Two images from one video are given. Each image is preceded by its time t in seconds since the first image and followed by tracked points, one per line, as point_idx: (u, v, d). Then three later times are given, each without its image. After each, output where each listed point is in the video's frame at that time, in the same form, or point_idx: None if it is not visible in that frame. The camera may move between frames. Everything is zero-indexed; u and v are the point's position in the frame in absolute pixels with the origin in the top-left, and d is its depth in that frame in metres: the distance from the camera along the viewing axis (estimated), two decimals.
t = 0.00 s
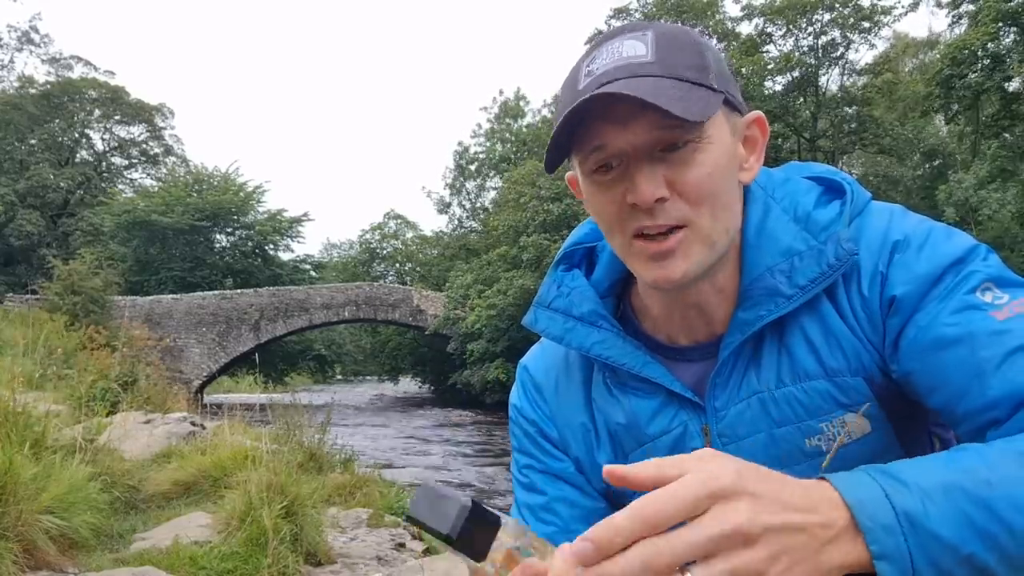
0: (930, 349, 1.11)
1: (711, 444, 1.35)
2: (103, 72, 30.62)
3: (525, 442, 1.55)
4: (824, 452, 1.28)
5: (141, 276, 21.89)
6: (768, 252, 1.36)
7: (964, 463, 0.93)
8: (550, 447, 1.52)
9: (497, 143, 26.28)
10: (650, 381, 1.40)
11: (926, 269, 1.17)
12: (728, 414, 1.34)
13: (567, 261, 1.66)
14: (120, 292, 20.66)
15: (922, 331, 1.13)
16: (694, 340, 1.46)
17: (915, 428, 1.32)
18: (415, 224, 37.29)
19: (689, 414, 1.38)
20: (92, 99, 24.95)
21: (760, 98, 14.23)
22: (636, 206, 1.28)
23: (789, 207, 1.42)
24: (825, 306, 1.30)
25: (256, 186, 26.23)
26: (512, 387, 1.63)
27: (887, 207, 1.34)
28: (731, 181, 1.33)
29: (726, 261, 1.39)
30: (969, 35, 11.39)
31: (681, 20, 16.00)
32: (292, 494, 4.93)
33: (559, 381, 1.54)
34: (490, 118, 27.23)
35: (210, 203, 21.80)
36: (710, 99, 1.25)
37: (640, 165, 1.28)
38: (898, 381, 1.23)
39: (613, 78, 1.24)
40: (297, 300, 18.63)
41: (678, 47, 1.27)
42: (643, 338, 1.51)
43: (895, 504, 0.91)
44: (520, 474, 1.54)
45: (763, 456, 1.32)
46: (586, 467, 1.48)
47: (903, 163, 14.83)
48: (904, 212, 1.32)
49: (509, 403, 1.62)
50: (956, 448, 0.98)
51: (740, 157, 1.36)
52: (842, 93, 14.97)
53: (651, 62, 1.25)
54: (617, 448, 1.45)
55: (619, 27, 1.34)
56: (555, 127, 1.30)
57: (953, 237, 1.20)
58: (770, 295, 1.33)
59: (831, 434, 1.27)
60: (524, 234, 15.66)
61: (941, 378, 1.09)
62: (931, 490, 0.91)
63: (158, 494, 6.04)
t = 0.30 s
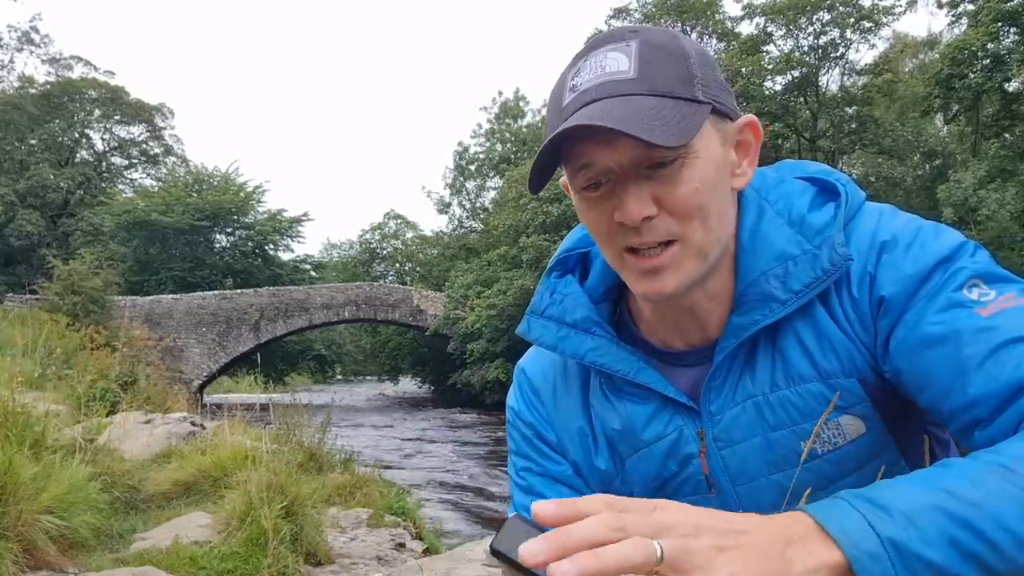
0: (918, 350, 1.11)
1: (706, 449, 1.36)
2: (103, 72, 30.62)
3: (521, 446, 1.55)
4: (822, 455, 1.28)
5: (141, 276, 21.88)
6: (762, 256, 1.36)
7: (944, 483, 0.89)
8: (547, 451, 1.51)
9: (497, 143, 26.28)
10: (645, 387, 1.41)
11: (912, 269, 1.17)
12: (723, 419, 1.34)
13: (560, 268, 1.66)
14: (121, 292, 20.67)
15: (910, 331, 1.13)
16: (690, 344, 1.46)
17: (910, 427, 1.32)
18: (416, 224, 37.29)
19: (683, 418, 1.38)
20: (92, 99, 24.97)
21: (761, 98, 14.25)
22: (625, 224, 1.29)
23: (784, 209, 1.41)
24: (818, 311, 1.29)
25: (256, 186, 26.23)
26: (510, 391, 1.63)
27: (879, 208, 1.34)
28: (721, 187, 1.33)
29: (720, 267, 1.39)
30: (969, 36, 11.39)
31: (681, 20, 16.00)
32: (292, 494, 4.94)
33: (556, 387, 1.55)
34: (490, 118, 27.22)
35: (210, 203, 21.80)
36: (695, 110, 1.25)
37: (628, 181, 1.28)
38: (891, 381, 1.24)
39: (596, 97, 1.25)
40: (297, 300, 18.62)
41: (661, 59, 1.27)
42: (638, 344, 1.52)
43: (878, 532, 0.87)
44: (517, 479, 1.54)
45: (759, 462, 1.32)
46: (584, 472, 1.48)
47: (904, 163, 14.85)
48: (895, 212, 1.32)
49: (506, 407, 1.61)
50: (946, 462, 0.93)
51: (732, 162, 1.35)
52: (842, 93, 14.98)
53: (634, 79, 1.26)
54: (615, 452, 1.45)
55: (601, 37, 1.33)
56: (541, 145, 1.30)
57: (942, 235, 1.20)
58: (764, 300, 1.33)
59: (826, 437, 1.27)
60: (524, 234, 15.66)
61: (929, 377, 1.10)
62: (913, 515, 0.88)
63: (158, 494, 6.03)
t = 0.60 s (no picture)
0: (914, 347, 1.11)
1: (705, 447, 1.35)
2: (103, 72, 30.62)
3: (519, 445, 1.55)
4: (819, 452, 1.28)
5: (141, 276, 21.87)
6: (759, 255, 1.36)
7: (942, 477, 0.88)
8: (546, 451, 1.52)
9: (497, 143, 26.26)
10: (642, 385, 1.41)
11: (909, 267, 1.17)
12: (721, 417, 1.34)
13: (559, 268, 1.66)
14: (121, 292, 20.66)
15: (906, 328, 1.13)
16: (687, 343, 1.46)
17: (907, 425, 1.33)
18: (415, 224, 37.29)
19: (681, 416, 1.39)
20: (92, 99, 24.98)
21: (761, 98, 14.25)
22: (620, 224, 1.29)
23: (781, 208, 1.41)
24: (815, 308, 1.29)
25: (256, 186, 26.23)
26: (509, 391, 1.63)
27: (874, 207, 1.34)
28: (718, 187, 1.33)
29: (716, 266, 1.39)
30: (969, 36, 11.40)
31: (681, 20, 16.00)
32: (292, 494, 4.94)
33: (554, 387, 1.55)
34: (490, 118, 27.23)
35: (210, 203, 21.80)
36: (691, 110, 1.25)
37: (624, 180, 1.28)
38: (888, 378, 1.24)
39: (592, 98, 1.25)
40: (297, 300, 18.62)
41: (657, 60, 1.27)
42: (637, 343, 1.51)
43: (876, 524, 0.85)
44: (517, 478, 1.54)
45: (756, 460, 1.31)
46: (583, 470, 1.48)
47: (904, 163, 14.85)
48: (890, 210, 1.32)
49: (505, 406, 1.61)
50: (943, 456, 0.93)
51: (728, 164, 1.36)
52: (842, 93, 14.98)
53: (631, 80, 1.25)
54: (613, 451, 1.46)
55: (597, 39, 1.34)
56: (537, 145, 1.30)
57: (938, 233, 1.20)
58: (760, 298, 1.33)
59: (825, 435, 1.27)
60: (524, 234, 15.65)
61: (925, 373, 1.10)
62: (912, 509, 0.86)
63: (158, 494, 6.03)
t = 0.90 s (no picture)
0: (915, 345, 1.11)
1: (705, 445, 1.35)
2: (103, 72, 30.63)
3: (515, 443, 1.55)
4: (819, 448, 1.28)
5: (141, 276, 21.85)
6: (758, 254, 1.35)
7: (944, 475, 0.88)
8: (543, 447, 1.52)
9: (497, 143, 26.25)
10: (640, 382, 1.41)
11: (909, 266, 1.17)
12: (721, 414, 1.33)
13: (559, 266, 1.66)
14: (121, 292, 20.63)
15: (907, 326, 1.13)
16: (687, 339, 1.46)
17: (909, 423, 1.33)
18: (415, 224, 37.28)
19: (680, 414, 1.38)
20: (92, 99, 25.01)
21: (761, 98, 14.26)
22: (618, 223, 1.29)
23: (781, 207, 1.41)
24: (817, 306, 1.29)
25: (257, 186, 26.22)
26: (507, 387, 1.63)
27: (875, 205, 1.34)
28: (717, 185, 1.32)
29: (715, 264, 1.39)
30: (969, 36, 11.40)
31: (681, 20, 16.01)
32: (292, 494, 4.94)
33: (552, 385, 1.55)
34: (489, 117, 27.23)
35: (210, 203, 21.80)
36: (688, 110, 1.25)
37: (622, 180, 1.28)
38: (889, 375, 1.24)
39: (588, 98, 1.25)
40: (297, 300, 18.62)
41: (655, 59, 1.27)
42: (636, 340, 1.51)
43: (880, 522, 0.85)
44: (514, 475, 1.54)
45: (757, 457, 1.31)
46: (579, 468, 1.48)
47: (903, 163, 14.85)
48: (891, 209, 1.32)
49: (502, 403, 1.61)
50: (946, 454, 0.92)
51: (726, 163, 1.35)
52: (842, 93, 14.96)
53: (626, 79, 1.25)
54: (611, 448, 1.46)
55: (594, 39, 1.33)
56: (535, 143, 1.30)
57: (939, 231, 1.20)
58: (760, 295, 1.32)
59: (826, 430, 1.27)
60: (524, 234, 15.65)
61: (926, 371, 1.10)
62: (915, 506, 0.86)
63: (158, 494, 6.03)
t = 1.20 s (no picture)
0: (930, 356, 1.11)
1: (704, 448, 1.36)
2: (103, 72, 30.62)
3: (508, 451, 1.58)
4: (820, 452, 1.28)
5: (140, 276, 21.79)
6: (756, 255, 1.36)
7: (932, 445, 0.98)
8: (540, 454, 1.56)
9: (497, 143, 26.23)
10: (640, 387, 1.42)
11: (921, 274, 1.17)
12: (723, 420, 1.33)
13: (555, 270, 1.67)
14: (121, 292, 20.61)
15: (919, 339, 1.13)
16: (685, 342, 1.47)
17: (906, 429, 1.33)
18: (415, 224, 37.26)
19: (680, 419, 1.39)
20: (92, 99, 25.00)
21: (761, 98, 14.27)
22: (642, 193, 1.29)
23: (777, 210, 1.41)
24: (819, 310, 1.29)
25: (256, 186, 26.20)
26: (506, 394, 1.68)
27: (876, 210, 1.35)
28: (727, 179, 1.35)
29: (715, 261, 1.39)
30: (970, 36, 11.39)
31: (681, 20, 16.00)
32: (291, 495, 4.94)
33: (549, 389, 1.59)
34: (489, 118, 27.21)
35: (210, 203, 21.80)
36: (715, 97, 1.29)
37: (648, 150, 1.29)
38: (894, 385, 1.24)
39: (621, 63, 1.26)
40: (297, 300, 18.62)
41: (687, 43, 1.30)
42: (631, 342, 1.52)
43: (858, 475, 0.95)
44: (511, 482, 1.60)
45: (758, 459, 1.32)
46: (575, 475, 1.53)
47: (904, 163, 14.83)
48: (894, 215, 1.33)
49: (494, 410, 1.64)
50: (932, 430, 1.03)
51: (735, 161, 1.40)
52: (842, 93, 14.94)
53: (662, 52, 1.27)
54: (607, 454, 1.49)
55: (624, 23, 1.36)
56: (566, 108, 1.30)
57: (947, 238, 1.21)
58: (758, 298, 1.33)
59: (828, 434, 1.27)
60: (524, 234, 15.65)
61: (941, 383, 1.10)
62: (899, 470, 0.95)
63: (157, 495, 6.04)
